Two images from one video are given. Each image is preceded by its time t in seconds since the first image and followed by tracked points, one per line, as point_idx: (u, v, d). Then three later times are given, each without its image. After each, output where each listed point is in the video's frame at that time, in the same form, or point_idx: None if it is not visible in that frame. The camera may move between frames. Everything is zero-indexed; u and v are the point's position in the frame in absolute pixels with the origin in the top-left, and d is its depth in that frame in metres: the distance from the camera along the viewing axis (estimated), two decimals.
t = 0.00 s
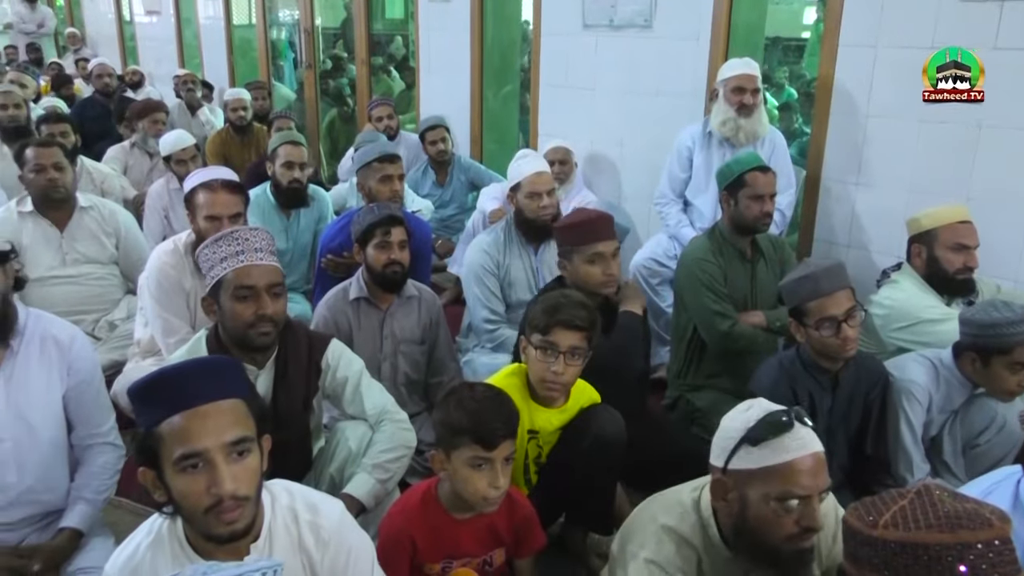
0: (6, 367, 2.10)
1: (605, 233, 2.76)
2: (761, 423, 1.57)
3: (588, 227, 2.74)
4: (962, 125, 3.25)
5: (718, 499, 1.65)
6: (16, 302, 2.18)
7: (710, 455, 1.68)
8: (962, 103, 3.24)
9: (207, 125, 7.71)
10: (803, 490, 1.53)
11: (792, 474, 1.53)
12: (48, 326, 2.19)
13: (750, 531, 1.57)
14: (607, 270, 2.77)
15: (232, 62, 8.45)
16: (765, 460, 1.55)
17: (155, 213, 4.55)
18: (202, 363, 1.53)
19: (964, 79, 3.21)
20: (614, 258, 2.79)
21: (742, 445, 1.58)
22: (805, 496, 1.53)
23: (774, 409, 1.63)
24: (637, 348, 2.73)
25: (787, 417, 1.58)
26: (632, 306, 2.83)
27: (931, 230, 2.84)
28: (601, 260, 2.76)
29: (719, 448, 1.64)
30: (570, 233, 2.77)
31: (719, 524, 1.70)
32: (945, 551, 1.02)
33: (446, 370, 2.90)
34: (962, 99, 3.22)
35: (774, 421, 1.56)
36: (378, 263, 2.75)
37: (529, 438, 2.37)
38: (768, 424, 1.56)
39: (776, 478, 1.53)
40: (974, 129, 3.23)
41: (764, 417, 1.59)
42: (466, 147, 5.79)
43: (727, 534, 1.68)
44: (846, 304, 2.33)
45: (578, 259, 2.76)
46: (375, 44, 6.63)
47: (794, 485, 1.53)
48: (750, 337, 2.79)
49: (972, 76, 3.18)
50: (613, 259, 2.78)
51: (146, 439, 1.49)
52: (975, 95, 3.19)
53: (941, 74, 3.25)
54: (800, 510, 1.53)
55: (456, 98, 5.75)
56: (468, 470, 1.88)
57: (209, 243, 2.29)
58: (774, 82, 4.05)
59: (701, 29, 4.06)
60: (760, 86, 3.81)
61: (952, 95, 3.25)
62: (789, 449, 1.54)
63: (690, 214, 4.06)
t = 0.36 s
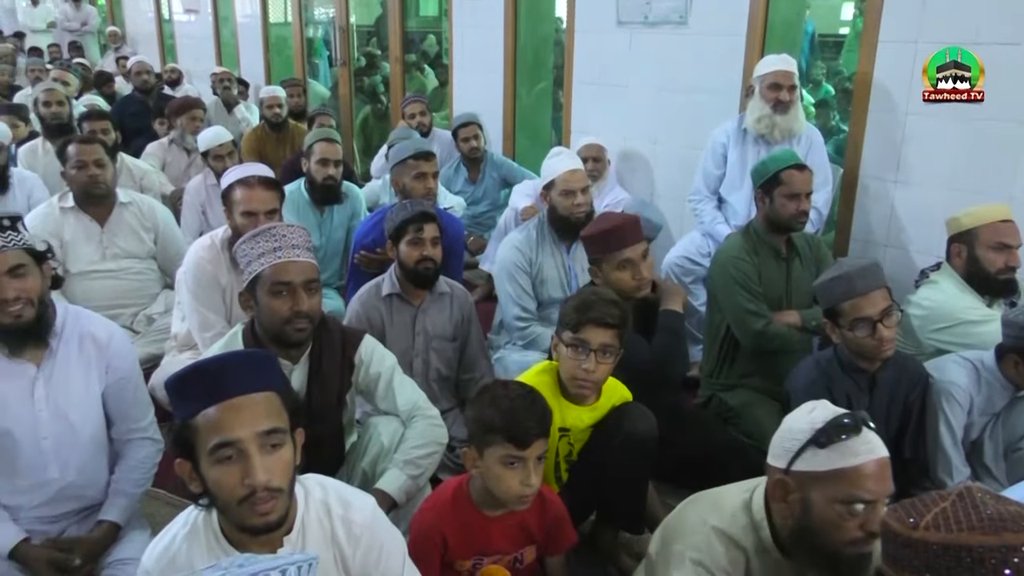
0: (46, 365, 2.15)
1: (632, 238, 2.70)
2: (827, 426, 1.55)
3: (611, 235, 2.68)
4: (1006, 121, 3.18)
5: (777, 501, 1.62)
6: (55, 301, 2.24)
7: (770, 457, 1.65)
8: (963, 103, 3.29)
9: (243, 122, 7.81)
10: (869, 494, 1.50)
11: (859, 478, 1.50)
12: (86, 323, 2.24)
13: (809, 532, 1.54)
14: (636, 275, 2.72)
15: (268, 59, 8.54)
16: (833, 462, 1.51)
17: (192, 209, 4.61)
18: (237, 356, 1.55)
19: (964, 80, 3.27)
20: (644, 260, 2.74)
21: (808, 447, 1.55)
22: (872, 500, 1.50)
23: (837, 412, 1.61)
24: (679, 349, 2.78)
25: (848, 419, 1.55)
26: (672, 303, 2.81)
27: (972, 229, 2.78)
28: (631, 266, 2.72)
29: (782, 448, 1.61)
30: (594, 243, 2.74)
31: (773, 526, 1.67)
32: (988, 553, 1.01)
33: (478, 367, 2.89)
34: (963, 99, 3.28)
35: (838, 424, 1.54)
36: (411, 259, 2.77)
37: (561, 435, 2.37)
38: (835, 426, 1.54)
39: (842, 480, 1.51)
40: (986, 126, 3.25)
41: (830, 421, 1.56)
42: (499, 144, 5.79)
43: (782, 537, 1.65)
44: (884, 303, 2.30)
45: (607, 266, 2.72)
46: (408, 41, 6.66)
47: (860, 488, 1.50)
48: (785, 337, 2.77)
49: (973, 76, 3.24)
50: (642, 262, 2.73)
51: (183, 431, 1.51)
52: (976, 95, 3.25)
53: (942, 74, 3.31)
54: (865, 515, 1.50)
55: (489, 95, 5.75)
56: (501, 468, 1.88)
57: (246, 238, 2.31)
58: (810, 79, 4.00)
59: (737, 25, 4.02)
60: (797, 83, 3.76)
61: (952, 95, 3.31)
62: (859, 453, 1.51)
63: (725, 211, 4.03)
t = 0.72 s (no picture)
0: (74, 360, 2.18)
1: (652, 229, 2.71)
2: (851, 425, 1.53)
3: (633, 224, 2.70)
4: None
5: (799, 501, 1.60)
6: (84, 297, 2.28)
7: (792, 456, 1.63)
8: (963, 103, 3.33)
9: (268, 123, 7.87)
10: (892, 495, 1.49)
11: (881, 479, 1.49)
12: (114, 319, 2.27)
13: (829, 533, 1.53)
14: (651, 265, 2.72)
15: (293, 61, 8.60)
16: (855, 463, 1.50)
17: (218, 209, 4.66)
18: (266, 358, 1.56)
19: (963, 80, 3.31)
20: (660, 252, 2.73)
21: (831, 446, 1.54)
22: (895, 501, 1.48)
23: (861, 412, 1.59)
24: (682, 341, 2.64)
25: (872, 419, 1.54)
26: (679, 296, 2.73)
27: (1001, 232, 2.73)
28: (647, 255, 2.71)
29: (804, 446, 1.60)
30: (614, 229, 2.75)
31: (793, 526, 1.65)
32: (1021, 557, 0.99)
33: (500, 368, 2.90)
34: (963, 99, 3.32)
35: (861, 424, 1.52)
36: (434, 259, 2.78)
37: (582, 437, 2.37)
38: (858, 426, 1.52)
39: (861, 481, 1.49)
40: (993, 126, 3.27)
41: (854, 421, 1.54)
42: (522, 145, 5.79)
43: (804, 539, 1.62)
44: (915, 307, 2.26)
45: (624, 253, 2.72)
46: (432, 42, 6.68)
47: (882, 489, 1.49)
48: (810, 340, 2.74)
49: (972, 76, 3.28)
50: (658, 253, 2.72)
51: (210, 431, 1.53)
52: (975, 95, 3.29)
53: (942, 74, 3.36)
54: (888, 517, 1.48)
55: (513, 96, 5.76)
56: (523, 472, 1.88)
57: (282, 236, 2.31)
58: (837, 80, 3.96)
59: (763, 26, 4.00)
60: (824, 84, 3.73)
61: (952, 95, 3.35)
62: (881, 454, 1.50)
63: (749, 213, 4.00)
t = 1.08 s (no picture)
0: (102, 352, 2.21)
1: (674, 230, 2.72)
2: (848, 419, 1.56)
3: (653, 225, 2.71)
4: None
5: (799, 497, 1.61)
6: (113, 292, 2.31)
7: (792, 452, 1.66)
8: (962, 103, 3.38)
9: (293, 123, 7.92)
10: (891, 489, 1.51)
11: (880, 473, 1.51)
12: (140, 313, 2.31)
13: (829, 528, 1.55)
14: (672, 267, 2.72)
15: (318, 61, 8.65)
16: (851, 457, 1.52)
17: (242, 208, 4.70)
18: (288, 357, 1.58)
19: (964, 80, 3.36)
20: (682, 253, 2.73)
21: (828, 441, 1.56)
22: (894, 495, 1.51)
23: (858, 407, 1.62)
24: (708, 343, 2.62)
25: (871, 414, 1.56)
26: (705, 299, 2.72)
27: None
28: (668, 257, 2.72)
29: (802, 441, 1.63)
30: (636, 232, 2.75)
31: (798, 523, 1.65)
32: None
33: (521, 368, 2.91)
34: (963, 98, 3.37)
35: (859, 419, 1.55)
36: (457, 259, 2.78)
37: (604, 438, 2.36)
38: (855, 421, 1.55)
39: (857, 475, 1.52)
40: (997, 125, 3.29)
41: (849, 415, 1.57)
42: (545, 145, 5.79)
43: (806, 532, 1.63)
44: (943, 310, 2.24)
45: (644, 255, 2.73)
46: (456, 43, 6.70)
47: (881, 483, 1.51)
48: (834, 343, 2.72)
49: (972, 76, 3.33)
50: (680, 255, 2.72)
51: (234, 428, 1.54)
52: (975, 95, 3.33)
53: (943, 74, 3.41)
54: (886, 510, 1.51)
55: (536, 96, 5.76)
56: (545, 474, 1.88)
57: (307, 235, 2.33)
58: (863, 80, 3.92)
59: (789, 26, 3.97)
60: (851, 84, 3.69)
61: (952, 95, 3.40)
62: (879, 447, 1.52)
63: (774, 214, 3.97)
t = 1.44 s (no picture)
0: (126, 346, 2.24)
1: (715, 235, 2.65)
2: (854, 412, 1.55)
3: (695, 231, 2.64)
4: None
5: (808, 491, 1.61)
6: (137, 286, 2.34)
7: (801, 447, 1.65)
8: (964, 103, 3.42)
9: (315, 118, 7.96)
10: (898, 482, 1.49)
11: (887, 465, 1.49)
12: (164, 307, 2.34)
13: (838, 520, 1.53)
14: (713, 275, 2.65)
15: (341, 57, 8.68)
16: (858, 450, 1.51)
17: (266, 202, 4.73)
18: (307, 348, 1.59)
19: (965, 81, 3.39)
20: (723, 260, 2.67)
21: (835, 435, 1.55)
22: (902, 488, 1.49)
23: (868, 399, 1.60)
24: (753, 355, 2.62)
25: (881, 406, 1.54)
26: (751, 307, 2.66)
27: None
28: (709, 264, 2.65)
29: (810, 437, 1.62)
30: (678, 239, 2.67)
31: (811, 518, 1.64)
32: None
33: (542, 363, 2.90)
34: (963, 99, 3.41)
35: (867, 411, 1.54)
36: (479, 255, 2.78)
37: (626, 434, 2.36)
38: (862, 414, 1.54)
39: (861, 467, 1.51)
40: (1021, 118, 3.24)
41: (854, 408, 1.56)
42: (567, 141, 5.77)
43: (818, 526, 1.62)
44: (968, 308, 2.21)
45: (683, 263, 2.67)
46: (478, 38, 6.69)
47: (889, 476, 1.49)
48: (859, 341, 2.71)
49: (972, 76, 3.37)
50: (721, 263, 2.66)
51: (257, 419, 1.55)
52: (975, 95, 3.38)
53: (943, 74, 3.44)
54: (895, 503, 1.50)
55: (558, 91, 5.74)
56: (567, 470, 1.88)
57: (322, 232, 2.35)
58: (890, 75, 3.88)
59: (815, 21, 3.93)
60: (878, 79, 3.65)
61: (953, 95, 3.44)
62: (886, 439, 1.51)
63: (798, 210, 3.94)
